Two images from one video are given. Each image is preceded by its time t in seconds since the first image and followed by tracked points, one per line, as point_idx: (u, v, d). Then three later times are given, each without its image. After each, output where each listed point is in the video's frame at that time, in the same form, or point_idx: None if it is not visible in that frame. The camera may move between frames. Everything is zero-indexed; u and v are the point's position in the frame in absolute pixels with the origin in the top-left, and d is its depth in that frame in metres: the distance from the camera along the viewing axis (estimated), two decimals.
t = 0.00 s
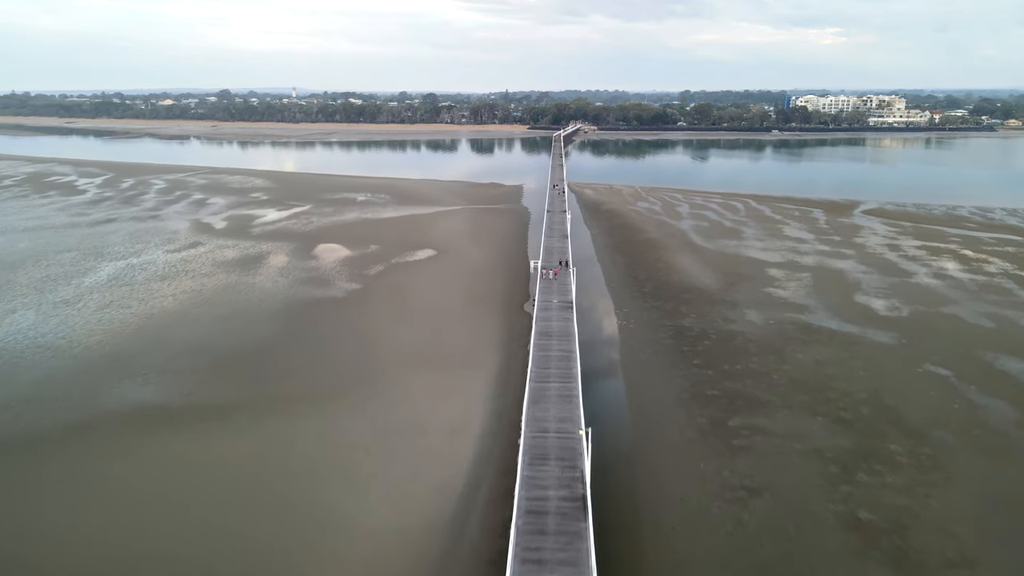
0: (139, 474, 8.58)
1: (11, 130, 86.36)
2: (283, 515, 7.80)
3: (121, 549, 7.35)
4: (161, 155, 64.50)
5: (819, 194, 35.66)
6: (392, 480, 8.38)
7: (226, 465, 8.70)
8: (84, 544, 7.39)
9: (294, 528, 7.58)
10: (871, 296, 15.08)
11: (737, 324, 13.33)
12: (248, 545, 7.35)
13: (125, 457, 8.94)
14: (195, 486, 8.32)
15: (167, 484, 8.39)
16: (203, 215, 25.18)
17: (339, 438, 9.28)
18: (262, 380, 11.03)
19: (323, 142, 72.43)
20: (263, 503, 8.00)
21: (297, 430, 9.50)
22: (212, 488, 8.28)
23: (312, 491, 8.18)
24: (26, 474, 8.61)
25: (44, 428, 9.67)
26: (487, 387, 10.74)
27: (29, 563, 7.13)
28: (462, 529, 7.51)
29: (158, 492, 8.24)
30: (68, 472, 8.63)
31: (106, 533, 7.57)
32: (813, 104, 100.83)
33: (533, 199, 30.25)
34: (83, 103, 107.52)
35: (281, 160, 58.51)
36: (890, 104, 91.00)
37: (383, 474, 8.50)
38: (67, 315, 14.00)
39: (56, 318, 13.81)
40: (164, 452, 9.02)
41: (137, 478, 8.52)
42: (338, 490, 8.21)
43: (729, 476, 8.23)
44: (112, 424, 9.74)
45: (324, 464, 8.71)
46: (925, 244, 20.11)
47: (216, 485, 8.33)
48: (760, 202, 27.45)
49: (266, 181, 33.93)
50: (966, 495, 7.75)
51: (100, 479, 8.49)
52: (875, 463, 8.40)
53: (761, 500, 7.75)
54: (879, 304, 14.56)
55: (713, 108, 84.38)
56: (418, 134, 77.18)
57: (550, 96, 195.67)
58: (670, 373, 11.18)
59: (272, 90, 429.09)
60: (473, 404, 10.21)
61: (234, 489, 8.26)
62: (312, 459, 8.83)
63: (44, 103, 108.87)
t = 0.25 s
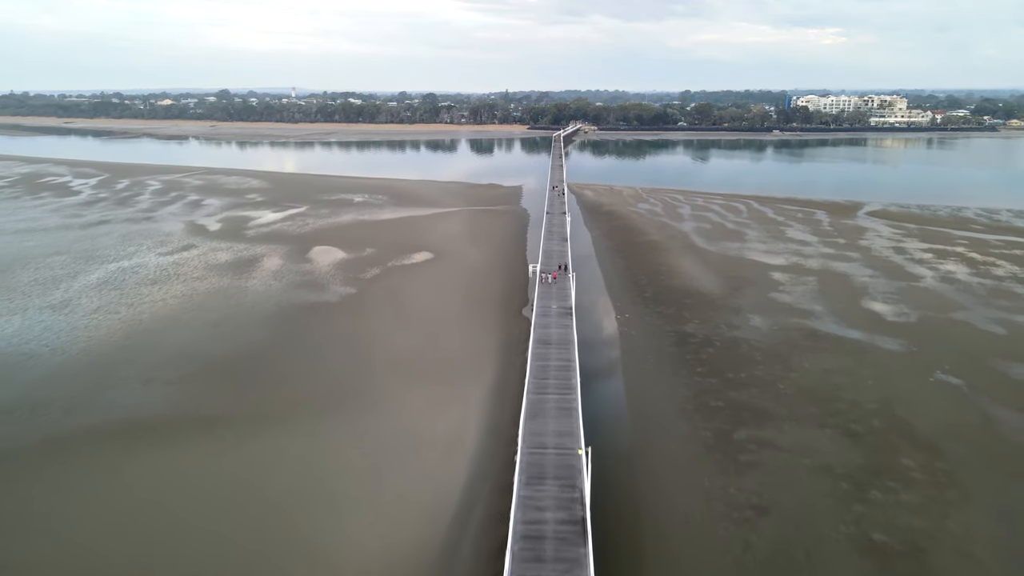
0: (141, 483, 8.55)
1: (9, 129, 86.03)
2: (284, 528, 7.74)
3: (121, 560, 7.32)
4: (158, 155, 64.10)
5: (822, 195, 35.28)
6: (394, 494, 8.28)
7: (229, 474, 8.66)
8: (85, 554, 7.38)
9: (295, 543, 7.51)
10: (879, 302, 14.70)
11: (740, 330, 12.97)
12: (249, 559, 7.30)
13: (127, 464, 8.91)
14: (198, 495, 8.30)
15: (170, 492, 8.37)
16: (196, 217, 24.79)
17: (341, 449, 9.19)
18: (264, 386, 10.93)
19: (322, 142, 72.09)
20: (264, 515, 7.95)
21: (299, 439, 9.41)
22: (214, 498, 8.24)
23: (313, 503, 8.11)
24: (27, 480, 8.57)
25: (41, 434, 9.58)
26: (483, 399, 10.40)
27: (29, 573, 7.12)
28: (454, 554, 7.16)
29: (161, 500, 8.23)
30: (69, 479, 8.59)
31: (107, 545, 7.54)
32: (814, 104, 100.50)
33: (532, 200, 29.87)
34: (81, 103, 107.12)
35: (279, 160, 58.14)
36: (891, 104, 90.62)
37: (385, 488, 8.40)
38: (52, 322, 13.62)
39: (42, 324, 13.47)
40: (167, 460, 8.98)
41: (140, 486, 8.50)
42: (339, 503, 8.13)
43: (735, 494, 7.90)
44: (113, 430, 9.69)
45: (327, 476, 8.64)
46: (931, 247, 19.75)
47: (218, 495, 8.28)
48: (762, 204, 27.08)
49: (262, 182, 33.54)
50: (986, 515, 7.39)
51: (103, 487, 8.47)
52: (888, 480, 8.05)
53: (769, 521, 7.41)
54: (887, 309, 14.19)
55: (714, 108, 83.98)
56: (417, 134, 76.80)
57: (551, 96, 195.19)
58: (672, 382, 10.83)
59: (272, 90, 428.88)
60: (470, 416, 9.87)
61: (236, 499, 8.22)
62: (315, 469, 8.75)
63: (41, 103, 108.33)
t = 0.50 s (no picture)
0: (139, 480, 8.50)
1: (7, 129, 85.79)
2: (280, 527, 7.66)
3: (116, 558, 7.26)
4: (156, 155, 63.80)
5: (824, 196, 34.98)
6: (392, 495, 8.15)
7: (229, 472, 8.61)
8: (81, 551, 7.34)
9: (290, 543, 7.42)
10: (885, 307, 14.37)
11: (744, 337, 12.64)
12: (244, 559, 7.21)
13: (128, 462, 8.89)
14: (195, 492, 8.25)
15: (167, 489, 8.32)
16: (191, 219, 24.47)
17: (341, 449, 9.10)
18: (264, 386, 10.85)
19: (321, 143, 71.81)
20: (260, 514, 7.87)
21: (299, 439, 9.33)
22: (210, 496, 8.18)
23: (312, 503, 8.02)
24: (23, 479, 8.53)
25: (35, 435, 9.48)
26: (479, 409, 10.06)
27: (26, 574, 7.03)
28: None
29: (161, 497, 8.19)
30: (67, 478, 8.54)
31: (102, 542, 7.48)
32: (816, 104, 100.18)
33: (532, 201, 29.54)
34: (80, 103, 106.84)
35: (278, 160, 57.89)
36: (893, 104, 90.26)
37: (382, 489, 8.26)
38: (39, 327, 13.29)
39: (28, 331, 13.14)
40: (165, 458, 8.92)
41: (138, 482, 8.47)
42: (337, 503, 8.03)
43: (742, 513, 7.55)
44: (111, 429, 9.63)
45: (325, 475, 8.54)
46: (937, 250, 19.42)
47: (215, 494, 8.22)
48: (764, 205, 26.76)
49: (259, 182, 33.22)
50: (1005, 535, 7.06)
51: (100, 485, 8.42)
52: (901, 497, 7.71)
53: (778, 542, 7.08)
54: (894, 315, 13.86)
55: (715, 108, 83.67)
56: (417, 134, 76.55)
57: (551, 96, 194.91)
58: (675, 392, 10.47)
59: (272, 90, 428.68)
60: (465, 428, 9.55)
61: (233, 496, 8.17)
62: (313, 469, 8.67)
63: (40, 103, 108.06)
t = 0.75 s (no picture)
0: (130, 482, 8.39)
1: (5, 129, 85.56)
2: (267, 535, 7.44)
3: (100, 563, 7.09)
4: (155, 155, 63.50)
5: (826, 196, 34.64)
6: (384, 503, 7.93)
7: (225, 476, 8.48)
8: (71, 553, 7.22)
9: (280, 549, 7.24)
10: (892, 312, 14.00)
11: (748, 344, 12.28)
12: (231, 564, 7.05)
13: (124, 464, 8.80)
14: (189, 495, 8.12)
15: (162, 491, 8.21)
16: (186, 220, 24.12)
17: (334, 454, 8.92)
18: (258, 391, 10.73)
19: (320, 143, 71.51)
20: (249, 521, 7.68)
21: (292, 445, 9.17)
22: (202, 498, 8.07)
23: (304, 510, 7.82)
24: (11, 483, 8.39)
25: (22, 442, 9.34)
26: (474, 421, 9.70)
27: None
28: None
29: (156, 499, 8.08)
30: (54, 483, 8.39)
31: (89, 546, 7.31)
32: (817, 104, 99.78)
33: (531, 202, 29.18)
34: (79, 103, 106.62)
35: (277, 160, 57.66)
36: (895, 104, 89.84)
37: (374, 497, 8.03)
38: (23, 333, 12.95)
39: (12, 337, 12.81)
40: (155, 463, 8.78)
41: (133, 484, 8.37)
42: (328, 508, 7.85)
43: (750, 535, 7.18)
44: (102, 434, 9.50)
45: (316, 482, 8.35)
46: (943, 253, 19.06)
47: (204, 498, 8.05)
48: (766, 207, 26.40)
49: (256, 183, 32.86)
50: None
51: (87, 489, 8.26)
52: (916, 518, 7.35)
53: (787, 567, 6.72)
54: (901, 321, 13.50)
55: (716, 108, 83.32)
56: (417, 134, 76.30)
57: (551, 97, 195.00)
58: (678, 404, 10.06)
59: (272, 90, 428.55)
60: (458, 443, 9.17)
61: (227, 500, 8.02)
62: (305, 475, 8.50)
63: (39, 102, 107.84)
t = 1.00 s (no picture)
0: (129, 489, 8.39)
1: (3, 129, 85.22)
2: (261, 538, 7.48)
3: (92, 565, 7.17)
4: (152, 155, 63.15)
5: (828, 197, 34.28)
6: (378, 511, 7.82)
7: (224, 482, 8.46)
8: (71, 559, 7.26)
9: (273, 557, 7.19)
10: (900, 318, 13.64)
11: (753, 351, 11.92)
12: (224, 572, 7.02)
13: (125, 470, 8.82)
14: (190, 501, 8.14)
15: (162, 497, 8.23)
16: (179, 222, 23.76)
17: (329, 460, 8.83)
18: (258, 395, 10.67)
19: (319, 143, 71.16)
20: (242, 522, 7.73)
21: (287, 447, 9.16)
22: (201, 505, 8.06)
23: (300, 519, 7.74)
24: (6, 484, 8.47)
25: (21, 446, 9.34)
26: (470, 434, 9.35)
27: None
28: None
29: (156, 506, 8.09)
30: (53, 488, 8.39)
31: (85, 553, 7.33)
32: (818, 104, 99.38)
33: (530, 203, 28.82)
34: (78, 103, 106.29)
35: (276, 160, 57.41)
36: (896, 104, 89.43)
37: (369, 507, 7.89)
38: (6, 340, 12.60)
39: None
40: (155, 469, 8.78)
41: (134, 490, 8.39)
42: (323, 517, 7.76)
43: (757, 557, 6.83)
44: (97, 435, 9.55)
45: (310, 485, 8.33)
46: (950, 256, 18.70)
47: (198, 501, 8.10)
48: (768, 208, 26.05)
49: (252, 184, 32.49)
50: None
51: (87, 495, 8.27)
52: (932, 539, 6.99)
53: None
54: (910, 327, 13.14)
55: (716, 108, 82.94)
56: (416, 134, 76.04)
57: (551, 97, 194.74)
58: (680, 415, 9.71)
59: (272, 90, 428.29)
60: (451, 458, 8.84)
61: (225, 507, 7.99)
62: (301, 481, 8.44)
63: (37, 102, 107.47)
